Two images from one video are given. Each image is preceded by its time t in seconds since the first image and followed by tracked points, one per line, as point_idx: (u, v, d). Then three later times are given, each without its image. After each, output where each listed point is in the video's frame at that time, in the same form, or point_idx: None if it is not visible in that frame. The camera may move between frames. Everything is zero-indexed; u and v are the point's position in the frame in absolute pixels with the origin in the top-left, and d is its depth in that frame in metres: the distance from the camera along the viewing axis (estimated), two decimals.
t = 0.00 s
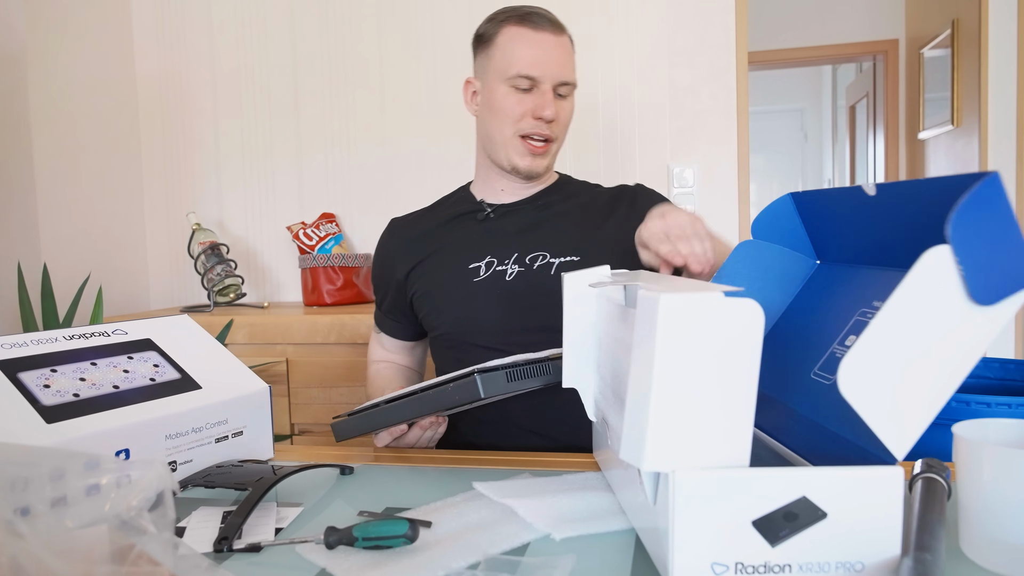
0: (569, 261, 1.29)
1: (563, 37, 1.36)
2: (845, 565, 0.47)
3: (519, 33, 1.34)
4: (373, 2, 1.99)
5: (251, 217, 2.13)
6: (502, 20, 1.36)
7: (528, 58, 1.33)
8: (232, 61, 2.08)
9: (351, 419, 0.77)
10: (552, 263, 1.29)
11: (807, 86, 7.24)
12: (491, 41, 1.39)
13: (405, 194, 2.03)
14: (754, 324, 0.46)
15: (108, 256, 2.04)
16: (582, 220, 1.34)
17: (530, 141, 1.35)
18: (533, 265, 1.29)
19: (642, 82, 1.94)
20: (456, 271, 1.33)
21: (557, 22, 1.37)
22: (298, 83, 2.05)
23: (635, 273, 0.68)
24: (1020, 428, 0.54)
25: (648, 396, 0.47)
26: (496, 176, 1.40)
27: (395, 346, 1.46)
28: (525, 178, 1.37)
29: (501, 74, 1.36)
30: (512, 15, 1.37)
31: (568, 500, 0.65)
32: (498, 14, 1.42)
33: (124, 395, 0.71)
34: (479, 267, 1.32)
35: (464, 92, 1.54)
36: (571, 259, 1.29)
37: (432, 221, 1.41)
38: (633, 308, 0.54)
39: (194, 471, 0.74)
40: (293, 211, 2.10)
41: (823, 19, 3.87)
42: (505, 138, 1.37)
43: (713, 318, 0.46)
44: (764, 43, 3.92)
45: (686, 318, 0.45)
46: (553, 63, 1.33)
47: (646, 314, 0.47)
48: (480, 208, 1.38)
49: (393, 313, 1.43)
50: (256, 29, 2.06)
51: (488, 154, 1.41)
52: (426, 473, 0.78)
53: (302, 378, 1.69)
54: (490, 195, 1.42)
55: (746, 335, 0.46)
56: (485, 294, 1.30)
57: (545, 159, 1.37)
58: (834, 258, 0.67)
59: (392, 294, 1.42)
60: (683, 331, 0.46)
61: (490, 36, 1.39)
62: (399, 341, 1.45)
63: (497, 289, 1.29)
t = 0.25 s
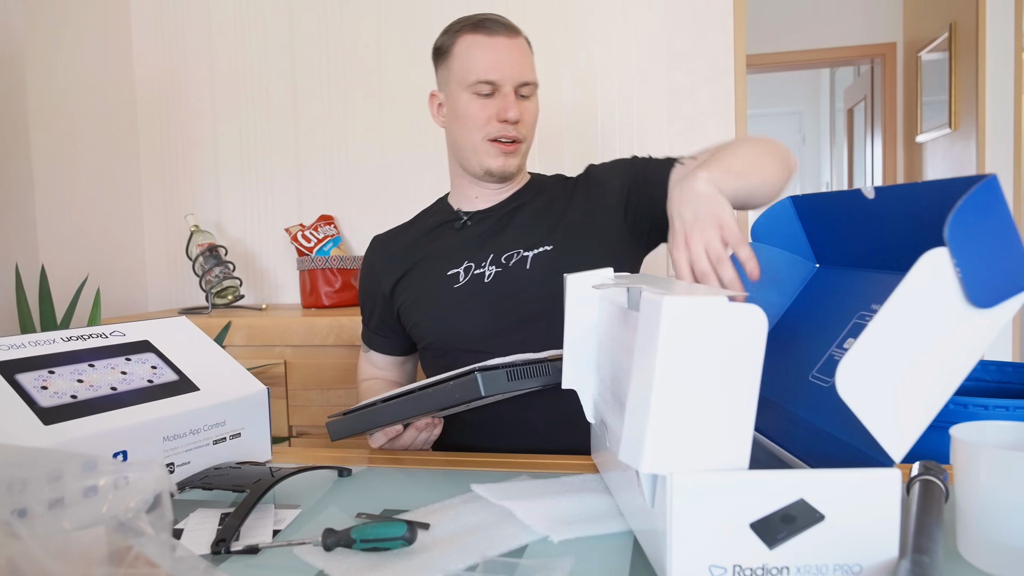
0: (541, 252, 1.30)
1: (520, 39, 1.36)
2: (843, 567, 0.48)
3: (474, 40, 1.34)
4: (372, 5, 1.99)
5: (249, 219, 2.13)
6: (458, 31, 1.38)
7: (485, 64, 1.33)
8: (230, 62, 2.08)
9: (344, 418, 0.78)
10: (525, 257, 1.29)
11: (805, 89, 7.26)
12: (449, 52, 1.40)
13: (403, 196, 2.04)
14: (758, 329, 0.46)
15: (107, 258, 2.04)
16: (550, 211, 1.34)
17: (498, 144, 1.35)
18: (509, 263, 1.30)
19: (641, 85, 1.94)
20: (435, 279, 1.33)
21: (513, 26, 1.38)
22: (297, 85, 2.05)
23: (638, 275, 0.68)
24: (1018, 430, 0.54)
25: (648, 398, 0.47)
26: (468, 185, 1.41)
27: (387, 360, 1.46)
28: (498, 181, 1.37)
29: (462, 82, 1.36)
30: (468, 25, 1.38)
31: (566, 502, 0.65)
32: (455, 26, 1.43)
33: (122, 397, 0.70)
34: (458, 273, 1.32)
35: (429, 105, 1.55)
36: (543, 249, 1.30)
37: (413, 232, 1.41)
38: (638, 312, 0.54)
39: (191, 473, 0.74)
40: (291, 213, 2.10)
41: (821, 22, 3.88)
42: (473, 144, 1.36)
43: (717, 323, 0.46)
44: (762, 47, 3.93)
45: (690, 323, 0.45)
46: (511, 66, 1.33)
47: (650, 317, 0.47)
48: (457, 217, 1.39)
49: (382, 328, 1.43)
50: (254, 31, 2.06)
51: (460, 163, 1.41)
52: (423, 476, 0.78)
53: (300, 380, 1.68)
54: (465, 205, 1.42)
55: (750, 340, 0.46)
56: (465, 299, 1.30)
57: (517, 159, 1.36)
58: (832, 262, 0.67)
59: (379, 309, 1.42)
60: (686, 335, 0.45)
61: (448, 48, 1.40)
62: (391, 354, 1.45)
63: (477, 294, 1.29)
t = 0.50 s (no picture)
0: (524, 257, 1.27)
1: (499, 37, 1.33)
2: (843, 567, 0.47)
3: (452, 40, 1.32)
4: (372, 4, 1.99)
5: (248, 219, 2.13)
6: (437, 32, 1.35)
7: (464, 63, 1.31)
8: (229, 61, 2.08)
9: (339, 415, 0.78)
10: (507, 262, 1.27)
11: (804, 90, 7.26)
12: (429, 52, 1.37)
13: (402, 196, 2.03)
14: (769, 334, 0.46)
15: (105, 257, 2.04)
16: (534, 212, 1.31)
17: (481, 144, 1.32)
18: (492, 270, 1.27)
19: (640, 85, 1.94)
20: (424, 288, 1.32)
21: (492, 23, 1.35)
22: (296, 84, 2.05)
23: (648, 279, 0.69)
24: (1018, 430, 0.54)
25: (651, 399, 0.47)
26: (454, 188, 1.38)
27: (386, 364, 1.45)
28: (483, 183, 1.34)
29: (442, 84, 1.34)
30: (446, 24, 1.35)
31: (565, 503, 0.65)
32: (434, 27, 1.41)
33: (120, 396, 0.70)
34: (443, 283, 1.30)
35: (409, 109, 1.53)
36: (526, 253, 1.27)
37: (403, 239, 1.39)
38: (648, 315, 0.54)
39: (190, 472, 0.74)
40: (290, 212, 2.10)
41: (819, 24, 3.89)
42: (456, 146, 1.34)
43: (726, 328, 0.46)
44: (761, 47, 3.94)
45: (699, 324, 0.46)
46: (491, 63, 1.30)
47: (659, 316, 0.47)
48: (445, 224, 1.35)
49: (382, 338, 1.42)
50: (253, 30, 2.06)
51: (444, 166, 1.39)
52: (422, 475, 0.78)
53: (299, 380, 1.68)
54: (453, 209, 1.40)
55: (760, 345, 0.46)
56: (452, 309, 1.28)
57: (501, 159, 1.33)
58: (831, 261, 0.67)
59: (374, 316, 1.42)
60: (694, 336, 0.46)
61: (427, 49, 1.38)
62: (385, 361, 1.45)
63: (464, 302, 1.27)
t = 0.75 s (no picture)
0: (523, 265, 1.24)
1: (489, 31, 1.28)
2: (843, 568, 0.47)
3: (440, 38, 1.27)
4: (372, 3, 1.99)
5: (248, 218, 2.13)
6: (425, 29, 1.31)
7: (451, 62, 1.26)
8: (229, 60, 2.08)
9: (338, 417, 0.78)
10: (508, 272, 1.25)
11: (804, 90, 7.26)
12: (420, 51, 1.34)
13: (402, 195, 2.03)
14: (776, 335, 0.46)
15: (105, 256, 2.03)
16: (535, 217, 1.28)
17: (472, 145, 1.28)
18: (492, 279, 1.25)
19: (641, 85, 1.94)
20: (423, 295, 1.30)
21: (482, 17, 1.29)
22: (296, 84, 2.05)
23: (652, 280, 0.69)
24: (1018, 431, 0.54)
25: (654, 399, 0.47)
26: (450, 191, 1.36)
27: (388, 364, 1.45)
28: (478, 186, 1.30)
29: (431, 84, 1.30)
30: (434, 21, 1.31)
31: (566, 503, 0.65)
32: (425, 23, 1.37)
33: (120, 395, 0.70)
34: (442, 291, 1.29)
35: (405, 108, 1.51)
36: (525, 262, 1.24)
37: (402, 242, 1.38)
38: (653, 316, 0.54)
39: (190, 471, 0.73)
40: (290, 211, 2.10)
41: (819, 24, 3.89)
42: (448, 148, 1.31)
43: (731, 328, 0.46)
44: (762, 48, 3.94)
45: (707, 324, 0.45)
46: (480, 61, 1.26)
47: (667, 315, 0.47)
48: (445, 228, 1.33)
49: (382, 339, 1.42)
50: (253, 29, 2.05)
51: (439, 168, 1.36)
52: (422, 476, 0.78)
53: (299, 379, 1.68)
54: (452, 211, 1.38)
55: (766, 346, 0.46)
56: (451, 318, 1.27)
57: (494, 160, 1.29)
58: (835, 265, 0.67)
59: (375, 318, 1.42)
60: (701, 335, 0.46)
61: (417, 48, 1.34)
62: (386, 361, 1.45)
63: (461, 313, 1.26)
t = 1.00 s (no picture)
0: (529, 269, 1.19)
1: (490, 23, 1.19)
2: (842, 568, 0.47)
3: (437, 33, 1.19)
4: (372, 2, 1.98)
5: (247, 217, 2.12)
6: (422, 25, 1.23)
7: (448, 61, 1.18)
8: (228, 60, 2.08)
9: (335, 404, 0.77)
10: (514, 275, 1.19)
11: (803, 90, 7.26)
12: (418, 46, 1.26)
13: (402, 195, 2.03)
14: (779, 338, 0.46)
15: (104, 255, 2.03)
16: (543, 218, 1.22)
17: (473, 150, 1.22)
18: (497, 282, 1.20)
19: (641, 85, 1.94)
20: (425, 296, 1.26)
21: (482, 7, 1.20)
22: (295, 83, 2.05)
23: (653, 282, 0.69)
24: (1018, 431, 0.54)
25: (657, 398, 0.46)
26: (455, 196, 1.30)
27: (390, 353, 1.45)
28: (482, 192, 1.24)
29: (429, 84, 1.23)
30: (431, 15, 1.22)
31: (565, 502, 0.65)
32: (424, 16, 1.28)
33: (118, 394, 0.70)
34: (446, 292, 1.24)
35: (408, 105, 1.44)
36: (531, 266, 1.19)
37: (406, 237, 1.33)
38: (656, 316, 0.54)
39: (188, 470, 0.73)
40: (289, 210, 2.10)
41: (819, 25, 3.89)
42: (450, 153, 1.25)
43: (735, 327, 0.46)
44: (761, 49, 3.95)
45: (710, 322, 0.45)
46: (479, 58, 1.17)
47: (671, 313, 0.47)
48: (450, 227, 1.28)
49: (383, 329, 1.40)
50: (253, 28, 2.05)
51: (442, 169, 1.30)
52: (421, 475, 0.78)
53: (298, 378, 1.68)
54: (458, 215, 1.32)
55: (769, 347, 0.46)
56: (453, 321, 1.22)
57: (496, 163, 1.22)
58: (835, 264, 0.67)
59: (377, 313, 1.39)
60: (705, 334, 0.45)
61: (415, 43, 1.26)
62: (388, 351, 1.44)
63: (463, 315, 1.21)
